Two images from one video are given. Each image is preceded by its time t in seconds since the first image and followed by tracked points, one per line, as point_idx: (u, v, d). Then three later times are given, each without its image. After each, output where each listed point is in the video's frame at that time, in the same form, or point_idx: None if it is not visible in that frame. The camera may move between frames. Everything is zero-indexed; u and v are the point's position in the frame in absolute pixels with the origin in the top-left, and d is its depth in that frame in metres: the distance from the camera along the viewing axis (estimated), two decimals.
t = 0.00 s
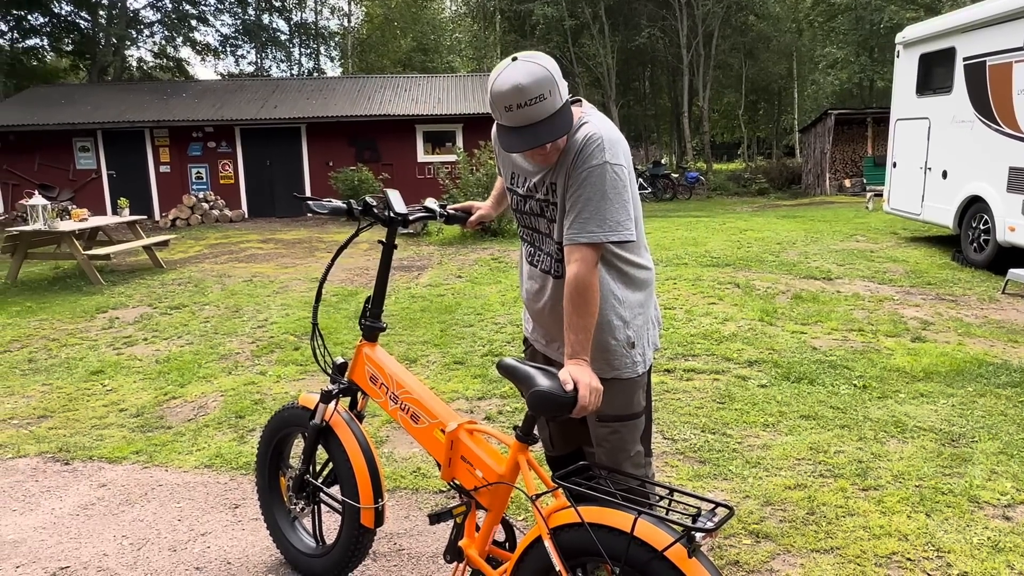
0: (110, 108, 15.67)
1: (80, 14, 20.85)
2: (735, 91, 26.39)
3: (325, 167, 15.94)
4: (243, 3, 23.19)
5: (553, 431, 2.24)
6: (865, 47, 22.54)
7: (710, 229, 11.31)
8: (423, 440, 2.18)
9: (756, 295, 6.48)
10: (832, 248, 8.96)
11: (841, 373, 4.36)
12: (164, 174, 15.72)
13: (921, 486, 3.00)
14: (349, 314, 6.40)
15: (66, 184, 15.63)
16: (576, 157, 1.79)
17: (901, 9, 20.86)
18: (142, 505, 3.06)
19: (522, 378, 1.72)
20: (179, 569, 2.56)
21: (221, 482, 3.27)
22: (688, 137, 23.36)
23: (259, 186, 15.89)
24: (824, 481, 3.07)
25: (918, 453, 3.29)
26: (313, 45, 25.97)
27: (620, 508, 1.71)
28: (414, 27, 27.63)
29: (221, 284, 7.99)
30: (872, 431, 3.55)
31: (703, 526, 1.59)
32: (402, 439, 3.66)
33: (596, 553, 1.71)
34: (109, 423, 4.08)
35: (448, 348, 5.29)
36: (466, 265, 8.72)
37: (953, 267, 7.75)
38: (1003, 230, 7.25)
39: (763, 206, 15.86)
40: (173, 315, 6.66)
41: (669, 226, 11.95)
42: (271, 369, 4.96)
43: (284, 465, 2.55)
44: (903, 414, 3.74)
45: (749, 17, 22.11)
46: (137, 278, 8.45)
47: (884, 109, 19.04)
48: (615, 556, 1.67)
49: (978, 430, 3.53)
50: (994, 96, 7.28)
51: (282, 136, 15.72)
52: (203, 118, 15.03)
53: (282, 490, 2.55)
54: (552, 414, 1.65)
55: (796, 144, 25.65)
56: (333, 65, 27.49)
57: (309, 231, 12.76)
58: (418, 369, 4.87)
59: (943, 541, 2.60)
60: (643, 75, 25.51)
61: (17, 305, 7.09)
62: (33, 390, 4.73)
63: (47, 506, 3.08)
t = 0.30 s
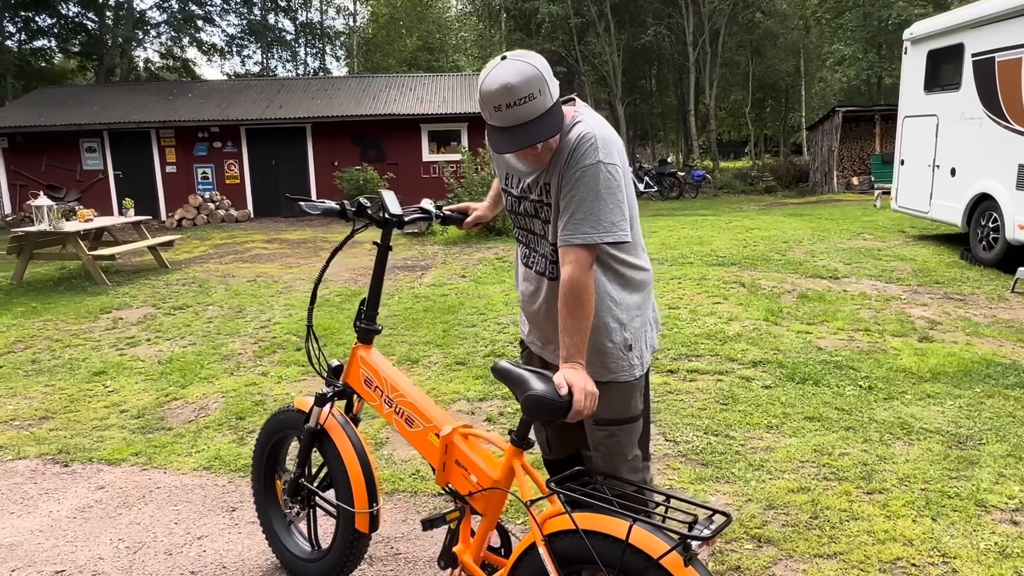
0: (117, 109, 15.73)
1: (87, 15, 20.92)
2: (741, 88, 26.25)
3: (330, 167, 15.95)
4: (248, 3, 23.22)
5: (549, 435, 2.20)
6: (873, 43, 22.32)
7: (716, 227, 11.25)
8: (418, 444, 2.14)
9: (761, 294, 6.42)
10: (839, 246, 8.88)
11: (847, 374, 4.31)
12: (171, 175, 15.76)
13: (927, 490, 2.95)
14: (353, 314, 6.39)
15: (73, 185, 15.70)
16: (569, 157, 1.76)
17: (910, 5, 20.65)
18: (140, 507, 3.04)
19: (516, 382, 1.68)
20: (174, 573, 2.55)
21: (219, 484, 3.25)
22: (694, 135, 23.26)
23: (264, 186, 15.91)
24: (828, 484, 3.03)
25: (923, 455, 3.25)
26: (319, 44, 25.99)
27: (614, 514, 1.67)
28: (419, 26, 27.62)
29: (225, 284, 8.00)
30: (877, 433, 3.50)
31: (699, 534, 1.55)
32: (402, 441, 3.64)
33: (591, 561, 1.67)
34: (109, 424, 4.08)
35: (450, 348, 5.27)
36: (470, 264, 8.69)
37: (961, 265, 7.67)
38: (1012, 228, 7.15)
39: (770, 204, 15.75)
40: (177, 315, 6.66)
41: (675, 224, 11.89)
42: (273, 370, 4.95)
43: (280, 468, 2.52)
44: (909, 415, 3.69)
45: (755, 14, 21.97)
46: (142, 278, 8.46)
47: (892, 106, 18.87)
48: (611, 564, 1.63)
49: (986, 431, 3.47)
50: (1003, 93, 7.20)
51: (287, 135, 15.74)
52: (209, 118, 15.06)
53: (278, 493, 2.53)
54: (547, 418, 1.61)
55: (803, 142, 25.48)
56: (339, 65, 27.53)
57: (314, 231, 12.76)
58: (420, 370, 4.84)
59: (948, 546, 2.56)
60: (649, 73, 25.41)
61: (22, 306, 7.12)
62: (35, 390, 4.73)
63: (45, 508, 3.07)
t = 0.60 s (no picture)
0: (122, 110, 15.76)
1: (93, 16, 20.95)
2: (747, 87, 26.16)
3: (334, 167, 15.96)
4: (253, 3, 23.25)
5: (543, 439, 2.16)
6: (880, 41, 22.13)
7: (720, 226, 11.20)
8: (410, 448, 2.12)
9: (764, 294, 6.38)
10: (843, 245, 8.82)
11: (849, 375, 4.27)
12: (175, 175, 15.79)
13: (929, 493, 2.91)
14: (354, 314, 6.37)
15: (78, 186, 15.75)
16: (558, 159, 1.73)
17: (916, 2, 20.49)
18: (134, 510, 3.03)
19: (505, 385, 1.66)
20: None
21: (215, 487, 3.24)
22: (699, 134, 23.18)
23: (268, 186, 15.93)
24: (828, 487, 2.99)
25: (926, 457, 3.21)
26: (323, 45, 26.02)
27: (604, 520, 1.64)
28: (423, 25, 27.60)
29: (228, 285, 8.00)
30: (879, 435, 3.47)
31: (690, 541, 1.52)
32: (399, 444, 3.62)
33: (581, 569, 1.64)
34: (108, 426, 4.07)
35: (450, 349, 5.25)
36: (472, 264, 8.67)
37: (967, 264, 7.60)
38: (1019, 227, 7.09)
39: (775, 202, 15.69)
40: (179, 316, 6.66)
41: (679, 224, 11.85)
42: (273, 371, 4.94)
43: (272, 471, 2.49)
44: (912, 417, 3.65)
45: (760, 12, 21.86)
46: (145, 278, 8.48)
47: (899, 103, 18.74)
48: (600, 571, 1.60)
49: (990, 433, 3.43)
50: (1010, 90, 7.12)
51: (291, 136, 15.75)
52: (213, 119, 15.08)
53: (271, 496, 2.51)
54: (537, 423, 1.59)
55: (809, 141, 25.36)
56: (343, 65, 27.58)
57: (318, 231, 12.76)
58: (419, 370, 4.82)
59: (950, 551, 2.52)
60: (654, 72, 25.33)
61: (25, 307, 7.13)
62: (36, 392, 4.74)
63: (41, 511, 3.07)
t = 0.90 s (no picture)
0: (125, 110, 15.80)
1: (97, 17, 20.91)
2: (750, 85, 26.11)
3: (337, 167, 15.97)
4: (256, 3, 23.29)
5: (542, 437, 2.15)
6: (884, 39, 22.04)
7: (723, 225, 11.17)
8: (409, 447, 2.11)
9: (767, 293, 6.35)
10: (847, 244, 8.79)
11: (852, 373, 4.25)
12: (179, 175, 15.82)
13: (931, 492, 2.89)
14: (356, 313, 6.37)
15: (82, 186, 15.79)
16: (556, 158, 1.72)
17: None
18: (134, 509, 3.03)
19: (506, 383, 1.65)
20: None
21: (215, 486, 3.23)
22: (702, 132, 23.13)
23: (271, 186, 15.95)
24: (830, 487, 2.98)
25: (929, 456, 3.19)
26: (326, 45, 26.02)
27: (604, 518, 1.63)
28: (426, 24, 27.65)
29: (230, 284, 8.01)
30: (881, 434, 3.45)
31: (689, 539, 1.51)
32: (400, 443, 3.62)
33: (580, 567, 1.63)
34: (109, 425, 4.07)
35: (452, 348, 5.24)
36: (474, 264, 8.67)
37: (971, 263, 7.57)
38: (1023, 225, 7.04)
39: (779, 201, 15.65)
40: (181, 316, 6.66)
41: (682, 222, 11.83)
42: (275, 370, 4.94)
43: (272, 469, 2.49)
44: (915, 416, 3.63)
45: (764, 10, 21.81)
46: (148, 278, 8.48)
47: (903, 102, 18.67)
48: (599, 569, 1.59)
49: (994, 433, 3.40)
50: (1015, 88, 7.09)
51: (294, 135, 15.77)
52: (217, 119, 15.10)
53: (271, 494, 2.50)
54: (537, 421, 1.58)
55: (813, 139, 25.29)
56: (346, 64, 27.63)
57: (320, 231, 12.77)
58: (421, 370, 4.81)
59: (953, 550, 2.50)
60: (657, 71, 25.30)
61: (28, 307, 7.15)
62: (38, 391, 4.75)
63: (41, 510, 3.07)
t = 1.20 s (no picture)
0: (128, 109, 15.83)
1: (100, 16, 20.83)
2: (752, 84, 26.11)
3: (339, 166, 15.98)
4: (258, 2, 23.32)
5: (543, 437, 2.15)
6: (887, 37, 22.05)
7: (725, 225, 11.17)
8: (413, 446, 2.12)
9: (769, 292, 6.35)
10: (849, 243, 8.79)
11: (854, 374, 4.25)
12: (181, 174, 15.84)
13: (932, 492, 2.90)
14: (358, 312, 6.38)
15: (85, 184, 15.82)
16: (559, 163, 1.72)
17: None
18: (138, 508, 3.04)
19: (511, 383, 1.66)
20: None
21: (218, 485, 3.25)
22: (705, 131, 23.13)
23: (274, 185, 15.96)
24: (831, 487, 2.98)
25: (930, 457, 3.19)
26: (328, 43, 26.01)
27: (608, 518, 1.64)
28: (429, 23, 27.71)
29: (233, 283, 8.03)
30: (883, 434, 3.45)
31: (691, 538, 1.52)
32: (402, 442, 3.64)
33: (583, 566, 1.63)
34: (113, 424, 4.09)
35: (454, 348, 5.24)
36: (476, 263, 8.68)
37: (973, 262, 7.56)
38: None
39: (781, 200, 15.65)
40: (184, 315, 6.68)
41: (684, 222, 11.83)
42: (277, 370, 4.95)
43: (277, 468, 2.50)
44: (917, 416, 3.63)
45: (766, 9, 21.83)
46: (151, 277, 8.51)
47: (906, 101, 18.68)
48: (603, 568, 1.60)
49: (996, 433, 3.40)
50: (1018, 87, 7.07)
51: (296, 134, 15.78)
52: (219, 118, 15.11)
53: (276, 493, 2.51)
54: (541, 421, 1.58)
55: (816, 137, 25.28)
56: (348, 63, 27.68)
57: (322, 230, 12.78)
58: (422, 369, 4.82)
59: (954, 551, 2.50)
60: (659, 69, 25.31)
61: (32, 306, 7.16)
62: (41, 390, 4.76)
63: (45, 509, 3.09)
